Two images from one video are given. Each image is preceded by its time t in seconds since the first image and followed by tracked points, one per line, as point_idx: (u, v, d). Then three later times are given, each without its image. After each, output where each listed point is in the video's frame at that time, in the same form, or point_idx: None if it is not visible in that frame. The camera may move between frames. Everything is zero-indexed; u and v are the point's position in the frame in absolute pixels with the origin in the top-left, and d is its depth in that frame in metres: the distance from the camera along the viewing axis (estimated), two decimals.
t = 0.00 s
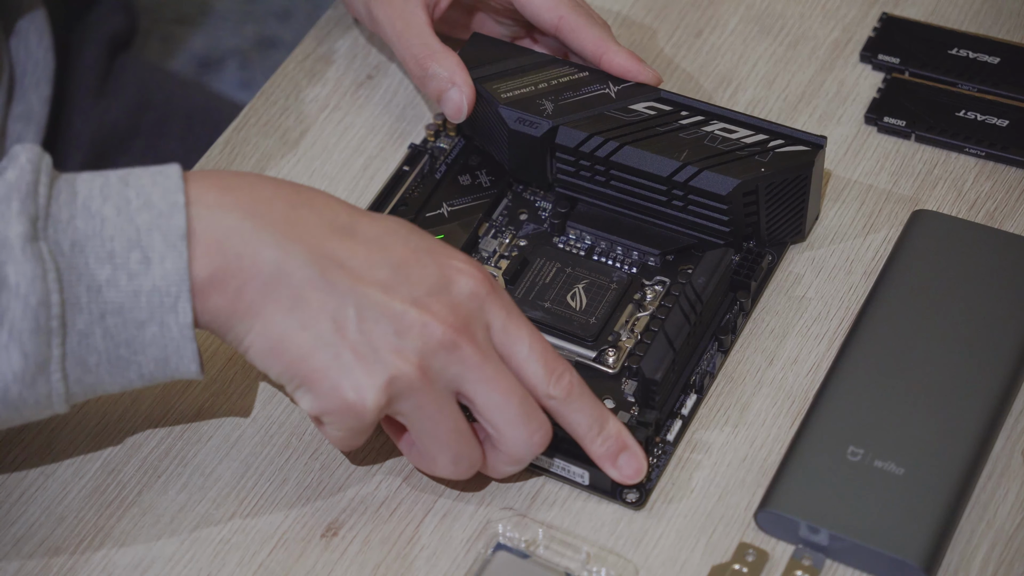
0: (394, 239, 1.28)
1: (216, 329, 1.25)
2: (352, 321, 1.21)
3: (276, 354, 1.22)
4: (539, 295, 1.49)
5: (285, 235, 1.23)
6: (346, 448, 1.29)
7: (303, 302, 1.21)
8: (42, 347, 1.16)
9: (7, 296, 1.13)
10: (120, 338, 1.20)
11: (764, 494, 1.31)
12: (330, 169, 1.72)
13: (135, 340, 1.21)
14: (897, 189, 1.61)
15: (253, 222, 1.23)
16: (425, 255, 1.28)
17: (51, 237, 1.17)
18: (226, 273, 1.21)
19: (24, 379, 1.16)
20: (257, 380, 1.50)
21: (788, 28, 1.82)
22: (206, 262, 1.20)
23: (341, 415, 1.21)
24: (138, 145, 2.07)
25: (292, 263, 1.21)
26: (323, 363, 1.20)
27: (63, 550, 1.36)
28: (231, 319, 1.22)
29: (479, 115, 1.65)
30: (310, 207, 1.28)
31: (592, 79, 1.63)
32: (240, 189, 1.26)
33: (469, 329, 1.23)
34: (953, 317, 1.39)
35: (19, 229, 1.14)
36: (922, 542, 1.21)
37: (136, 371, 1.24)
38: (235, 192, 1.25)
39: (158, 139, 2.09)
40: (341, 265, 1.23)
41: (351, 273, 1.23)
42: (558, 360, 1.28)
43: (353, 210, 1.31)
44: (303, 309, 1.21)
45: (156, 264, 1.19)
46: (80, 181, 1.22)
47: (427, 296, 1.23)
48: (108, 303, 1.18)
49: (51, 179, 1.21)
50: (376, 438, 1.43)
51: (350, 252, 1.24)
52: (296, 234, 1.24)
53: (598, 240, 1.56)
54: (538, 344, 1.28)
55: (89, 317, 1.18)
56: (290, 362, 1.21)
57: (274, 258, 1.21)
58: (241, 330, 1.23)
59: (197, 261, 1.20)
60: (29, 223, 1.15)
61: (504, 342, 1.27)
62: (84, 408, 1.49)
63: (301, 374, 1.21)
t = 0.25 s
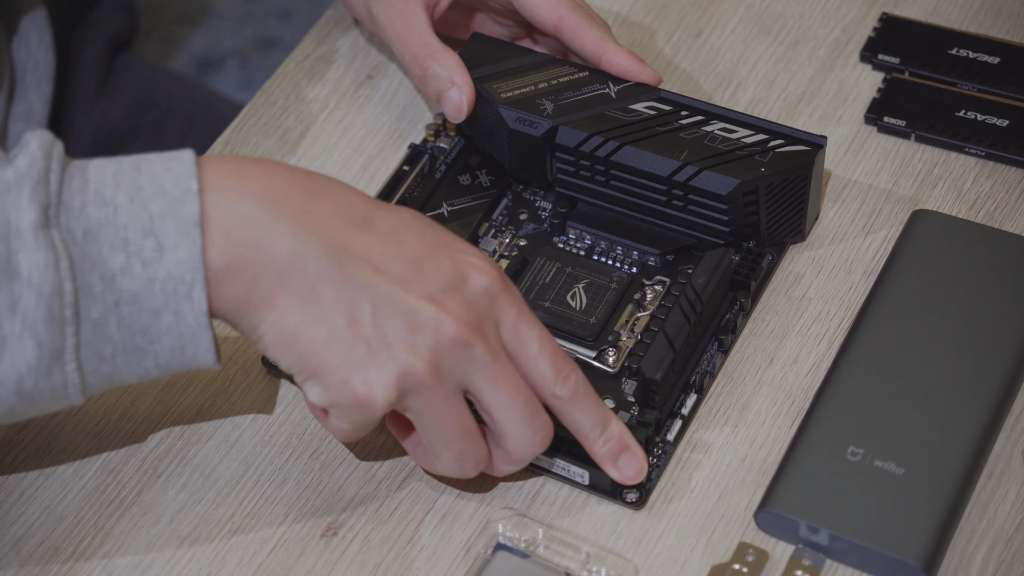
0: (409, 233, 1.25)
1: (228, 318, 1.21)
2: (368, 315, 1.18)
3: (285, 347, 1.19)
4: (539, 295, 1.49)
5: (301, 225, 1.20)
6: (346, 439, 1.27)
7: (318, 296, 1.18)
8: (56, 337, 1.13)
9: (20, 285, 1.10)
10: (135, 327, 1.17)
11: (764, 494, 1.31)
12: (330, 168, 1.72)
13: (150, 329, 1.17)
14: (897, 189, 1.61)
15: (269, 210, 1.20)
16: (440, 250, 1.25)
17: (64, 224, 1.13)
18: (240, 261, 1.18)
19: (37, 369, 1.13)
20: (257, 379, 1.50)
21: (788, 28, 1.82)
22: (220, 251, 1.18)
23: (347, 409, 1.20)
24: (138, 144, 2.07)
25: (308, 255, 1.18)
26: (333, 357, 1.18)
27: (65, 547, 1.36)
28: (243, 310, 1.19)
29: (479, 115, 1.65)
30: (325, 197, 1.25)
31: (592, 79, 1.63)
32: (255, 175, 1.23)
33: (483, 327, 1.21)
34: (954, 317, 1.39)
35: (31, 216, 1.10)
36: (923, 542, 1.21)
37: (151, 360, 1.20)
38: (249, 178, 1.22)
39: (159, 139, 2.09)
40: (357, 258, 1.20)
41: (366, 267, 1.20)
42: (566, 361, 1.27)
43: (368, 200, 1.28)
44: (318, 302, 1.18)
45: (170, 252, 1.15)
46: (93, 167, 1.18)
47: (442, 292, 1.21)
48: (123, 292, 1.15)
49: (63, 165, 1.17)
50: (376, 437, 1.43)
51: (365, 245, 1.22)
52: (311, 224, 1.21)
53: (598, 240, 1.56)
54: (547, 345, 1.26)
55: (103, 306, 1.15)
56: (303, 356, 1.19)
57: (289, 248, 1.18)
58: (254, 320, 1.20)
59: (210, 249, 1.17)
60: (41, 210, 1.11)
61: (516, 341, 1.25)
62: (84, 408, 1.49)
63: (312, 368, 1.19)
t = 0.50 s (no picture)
0: (424, 228, 1.23)
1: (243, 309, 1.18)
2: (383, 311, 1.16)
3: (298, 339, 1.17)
4: (539, 295, 1.49)
5: (318, 217, 1.17)
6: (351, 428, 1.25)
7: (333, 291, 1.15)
8: (70, 328, 1.11)
9: (32, 277, 1.08)
10: (149, 318, 1.16)
11: (764, 494, 1.30)
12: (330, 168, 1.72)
13: (165, 319, 1.16)
14: (897, 189, 1.61)
15: (287, 200, 1.17)
16: (455, 247, 1.23)
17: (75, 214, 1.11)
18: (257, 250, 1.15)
19: (52, 361, 1.12)
20: (257, 379, 1.50)
21: (788, 28, 1.82)
22: (236, 241, 1.15)
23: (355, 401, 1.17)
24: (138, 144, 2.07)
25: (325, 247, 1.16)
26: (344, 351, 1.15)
27: (64, 547, 1.36)
28: (259, 303, 1.17)
29: (479, 115, 1.65)
30: (341, 189, 1.22)
31: (591, 79, 1.63)
32: (274, 163, 1.20)
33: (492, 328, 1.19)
34: (954, 317, 1.39)
35: (43, 207, 1.08)
36: (923, 542, 1.21)
37: (166, 350, 1.19)
38: (264, 166, 1.19)
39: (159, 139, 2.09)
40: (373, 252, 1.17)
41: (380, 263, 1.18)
42: (572, 364, 1.26)
43: (384, 193, 1.26)
44: (333, 296, 1.15)
45: (183, 242, 1.13)
46: (104, 154, 1.16)
47: (454, 290, 1.19)
48: (136, 282, 1.13)
49: (73, 152, 1.14)
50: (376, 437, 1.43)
51: (380, 239, 1.19)
52: (328, 216, 1.18)
53: (598, 240, 1.56)
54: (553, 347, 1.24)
55: (117, 297, 1.13)
56: (316, 350, 1.16)
57: (306, 240, 1.16)
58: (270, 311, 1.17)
59: (226, 239, 1.15)
60: (52, 201, 1.09)
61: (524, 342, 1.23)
62: (84, 408, 1.49)
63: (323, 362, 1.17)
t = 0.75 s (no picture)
0: (434, 236, 1.17)
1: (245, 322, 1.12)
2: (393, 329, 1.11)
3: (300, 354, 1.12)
4: (539, 295, 1.49)
5: (330, 230, 1.09)
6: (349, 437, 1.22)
7: (341, 305, 1.10)
8: (72, 339, 1.06)
9: (31, 286, 1.02)
10: (155, 328, 1.09)
11: (764, 494, 1.30)
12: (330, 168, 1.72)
13: (170, 330, 1.09)
14: (897, 189, 1.61)
15: (296, 209, 1.09)
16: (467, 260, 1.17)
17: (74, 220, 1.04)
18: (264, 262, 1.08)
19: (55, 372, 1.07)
20: (257, 379, 1.50)
21: (788, 28, 1.82)
22: (241, 254, 1.08)
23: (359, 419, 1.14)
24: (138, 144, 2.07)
25: (335, 260, 1.09)
26: (349, 367, 1.11)
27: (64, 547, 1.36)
28: (263, 317, 1.11)
29: (479, 115, 1.65)
30: (350, 194, 1.14)
31: (591, 79, 1.63)
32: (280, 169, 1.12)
33: (498, 342, 1.16)
34: (954, 317, 1.39)
35: (44, 216, 1.01)
36: (923, 541, 1.21)
37: (174, 360, 1.12)
38: (270, 171, 1.11)
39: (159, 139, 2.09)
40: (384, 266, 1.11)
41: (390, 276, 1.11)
42: (575, 370, 1.24)
43: (390, 199, 1.18)
44: (342, 312, 1.10)
45: (189, 251, 1.06)
46: (113, 159, 1.08)
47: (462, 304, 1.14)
48: (139, 291, 1.07)
49: (81, 154, 1.07)
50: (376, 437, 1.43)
51: (391, 252, 1.12)
52: (339, 226, 1.11)
53: (598, 240, 1.56)
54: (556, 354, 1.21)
55: (121, 307, 1.07)
56: (320, 365, 1.12)
57: (316, 252, 1.09)
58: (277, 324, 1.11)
59: (232, 251, 1.08)
60: (55, 209, 1.02)
61: (528, 351, 1.21)
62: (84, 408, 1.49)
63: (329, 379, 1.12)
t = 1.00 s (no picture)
0: (426, 259, 1.08)
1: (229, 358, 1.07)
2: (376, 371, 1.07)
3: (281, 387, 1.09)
4: (539, 294, 1.49)
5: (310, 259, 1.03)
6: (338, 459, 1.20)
7: (324, 343, 1.05)
8: (43, 374, 0.99)
9: None
10: (132, 367, 1.02)
11: (764, 494, 1.30)
12: (330, 168, 1.72)
13: (145, 369, 1.02)
14: (897, 189, 1.61)
15: (273, 241, 1.02)
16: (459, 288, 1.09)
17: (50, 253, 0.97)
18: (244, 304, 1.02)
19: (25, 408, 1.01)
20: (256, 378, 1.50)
21: (788, 28, 1.82)
22: (221, 292, 1.02)
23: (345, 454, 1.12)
24: (138, 144, 2.07)
25: (320, 299, 1.03)
26: (330, 404, 1.07)
27: (64, 546, 1.36)
28: (246, 351, 1.06)
29: (479, 115, 1.65)
30: (333, 218, 1.06)
31: (591, 79, 1.63)
32: (258, 200, 1.04)
33: (485, 374, 1.12)
34: (954, 317, 1.39)
35: (14, 250, 0.94)
36: (923, 541, 1.21)
37: (152, 397, 1.06)
38: (246, 204, 1.03)
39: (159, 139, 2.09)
40: (370, 307, 1.04)
41: (376, 313, 1.05)
42: (571, 385, 1.19)
43: (376, 212, 1.10)
44: (327, 350, 1.05)
45: (166, 288, 0.99)
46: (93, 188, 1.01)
47: (452, 334, 1.08)
48: (113, 329, 1.00)
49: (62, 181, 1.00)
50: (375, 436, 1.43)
51: (380, 288, 1.05)
52: (322, 263, 1.03)
53: (598, 240, 1.55)
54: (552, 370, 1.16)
55: (97, 340, 1.00)
56: (303, 400, 1.08)
57: (298, 292, 1.02)
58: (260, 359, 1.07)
59: (212, 288, 1.01)
60: (26, 241, 0.95)
61: (521, 372, 1.16)
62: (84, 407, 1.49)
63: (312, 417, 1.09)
